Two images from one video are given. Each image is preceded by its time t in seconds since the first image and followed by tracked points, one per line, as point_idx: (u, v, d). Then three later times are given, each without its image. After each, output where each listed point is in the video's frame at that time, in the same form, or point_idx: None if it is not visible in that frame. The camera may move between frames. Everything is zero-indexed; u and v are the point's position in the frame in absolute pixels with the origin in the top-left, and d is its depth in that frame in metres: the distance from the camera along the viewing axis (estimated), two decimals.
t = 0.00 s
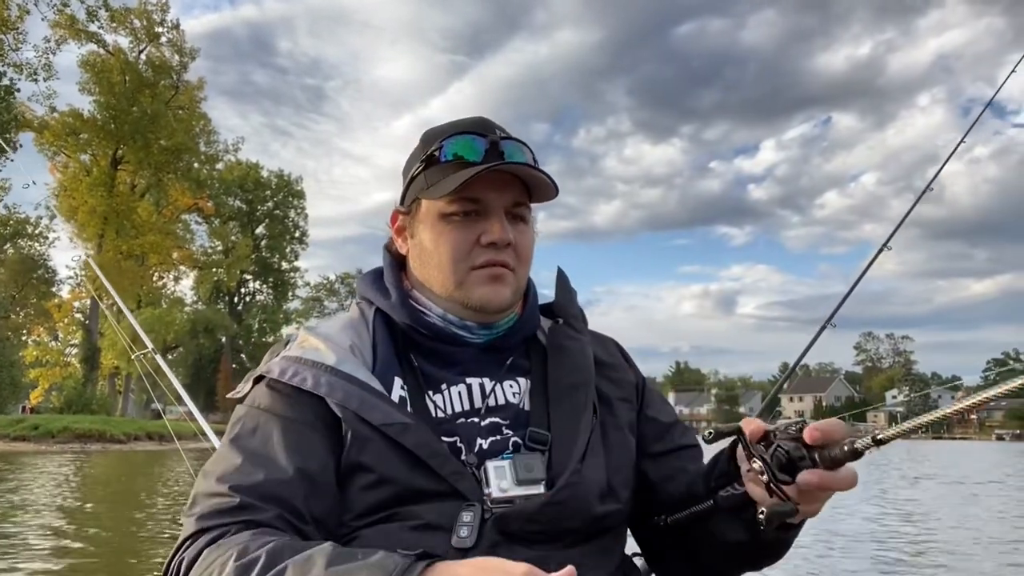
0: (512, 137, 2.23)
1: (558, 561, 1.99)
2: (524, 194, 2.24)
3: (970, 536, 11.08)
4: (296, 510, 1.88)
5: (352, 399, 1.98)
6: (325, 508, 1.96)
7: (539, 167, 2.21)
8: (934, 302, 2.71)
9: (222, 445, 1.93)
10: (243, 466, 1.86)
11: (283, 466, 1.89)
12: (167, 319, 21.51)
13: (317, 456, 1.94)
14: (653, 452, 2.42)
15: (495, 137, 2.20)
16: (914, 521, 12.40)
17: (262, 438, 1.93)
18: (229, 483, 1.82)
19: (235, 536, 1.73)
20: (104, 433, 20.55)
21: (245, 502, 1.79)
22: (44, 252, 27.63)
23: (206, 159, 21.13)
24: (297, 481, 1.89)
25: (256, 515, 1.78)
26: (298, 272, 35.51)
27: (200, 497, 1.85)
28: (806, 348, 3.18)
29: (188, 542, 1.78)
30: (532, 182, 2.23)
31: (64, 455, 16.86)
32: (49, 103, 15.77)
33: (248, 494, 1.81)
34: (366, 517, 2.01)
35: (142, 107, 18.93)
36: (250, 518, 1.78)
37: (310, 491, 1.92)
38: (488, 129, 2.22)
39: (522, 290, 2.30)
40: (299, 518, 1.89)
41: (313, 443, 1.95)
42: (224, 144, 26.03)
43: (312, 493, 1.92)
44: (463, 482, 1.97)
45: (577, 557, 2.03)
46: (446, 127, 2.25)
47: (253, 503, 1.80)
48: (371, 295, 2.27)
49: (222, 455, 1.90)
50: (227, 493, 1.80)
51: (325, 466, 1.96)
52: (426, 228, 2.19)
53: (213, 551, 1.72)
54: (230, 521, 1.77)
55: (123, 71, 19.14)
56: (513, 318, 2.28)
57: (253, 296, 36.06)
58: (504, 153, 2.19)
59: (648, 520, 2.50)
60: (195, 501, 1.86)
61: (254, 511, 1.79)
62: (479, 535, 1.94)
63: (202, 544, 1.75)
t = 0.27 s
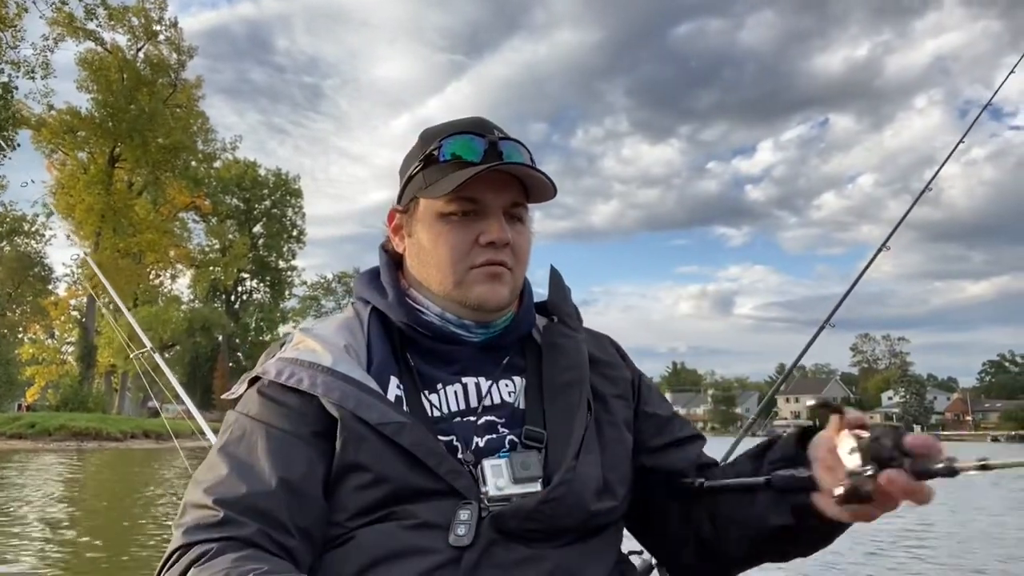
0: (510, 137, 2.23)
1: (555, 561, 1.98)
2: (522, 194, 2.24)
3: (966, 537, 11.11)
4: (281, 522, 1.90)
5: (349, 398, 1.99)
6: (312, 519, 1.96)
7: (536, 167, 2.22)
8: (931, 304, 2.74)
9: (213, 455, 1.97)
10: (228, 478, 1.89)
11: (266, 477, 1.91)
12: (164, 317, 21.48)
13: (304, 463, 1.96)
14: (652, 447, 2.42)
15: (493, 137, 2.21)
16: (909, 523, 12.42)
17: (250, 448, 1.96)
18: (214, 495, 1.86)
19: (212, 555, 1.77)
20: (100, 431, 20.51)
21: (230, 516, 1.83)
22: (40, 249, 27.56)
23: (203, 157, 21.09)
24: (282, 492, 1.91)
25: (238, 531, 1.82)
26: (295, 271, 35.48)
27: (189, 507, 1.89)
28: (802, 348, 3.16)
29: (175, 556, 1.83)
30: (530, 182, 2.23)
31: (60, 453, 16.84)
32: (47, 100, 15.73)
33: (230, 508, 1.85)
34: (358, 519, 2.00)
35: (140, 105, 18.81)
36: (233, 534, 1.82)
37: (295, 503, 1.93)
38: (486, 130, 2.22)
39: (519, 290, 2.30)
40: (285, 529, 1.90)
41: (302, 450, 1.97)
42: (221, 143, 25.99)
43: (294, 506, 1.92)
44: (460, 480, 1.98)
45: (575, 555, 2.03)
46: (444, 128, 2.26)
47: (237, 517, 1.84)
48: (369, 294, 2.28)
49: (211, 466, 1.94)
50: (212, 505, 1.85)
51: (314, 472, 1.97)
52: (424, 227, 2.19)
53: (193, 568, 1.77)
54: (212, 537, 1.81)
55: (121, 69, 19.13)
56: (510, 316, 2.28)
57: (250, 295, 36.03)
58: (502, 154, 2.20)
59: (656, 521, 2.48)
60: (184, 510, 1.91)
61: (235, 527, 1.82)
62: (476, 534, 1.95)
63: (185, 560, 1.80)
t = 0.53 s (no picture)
0: (511, 138, 2.24)
1: (551, 562, 1.99)
2: (522, 194, 2.24)
3: (960, 536, 11.16)
4: (273, 526, 1.91)
5: (343, 399, 1.99)
6: (304, 522, 1.97)
7: (536, 168, 2.23)
8: (926, 305, 2.76)
9: (208, 458, 2.00)
10: (220, 484, 1.92)
11: (258, 481, 1.93)
12: (160, 315, 21.46)
13: (294, 466, 1.97)
14: (656, 437, 2.44)
15: (494, 138, 2.22)
16: (905, 522, 12.45)
17: (242, 451, 1.97)
18: (206, 501, 1.89)
19: (205, 562, 1.81)
20: (97, 429, 20.47)
21: (222, 522, 1.86)
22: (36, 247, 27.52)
23: (200, 155, 21.08)
24: (273, 495, 1.93)
25: (230, 535, 1.85)
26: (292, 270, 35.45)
27: (184, 511, 1.93)
28: (804, 349, 3.16)
29: (169, 560, 1.87)
30: (530, 183, 2.24)
31: (57, 451, 16.82)
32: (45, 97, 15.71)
33: (222, 514, 1.87)
34: (352, 519, 2.01)
35: (137, 103, 18.71)
36: (224, 539, 1.85)
37: (286, 507, 1.94)
38: (487, 131, 2.23)
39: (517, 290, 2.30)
40: (276, 533, 1.92)
41: (293, 454, 1.98)
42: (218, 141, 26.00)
43: (287, 508, 1.94)
44: (455, 480, 1.98)
45: (572, 554, 2.03)
46: (444, 127, 2.26)
47: (229, 523, 1.87)
48: (366, 294, 2.28)
49: (205, 470, 1.96)
50: (204, 511, 1.88)
51: (306, 475, 1.98)
52: (425, 227, 2.19)
53: None
54: (204, 543, 1.84)
55: (118, 67, 19.08)
56: (508, 316, 2.28)
57: (246, 293, 36.02)
58: (504, 155, 2.20)
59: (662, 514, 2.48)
60: (180, 514, 1.94)
61: (227, 532, 1.86)
62: (471, 533, 1.95)
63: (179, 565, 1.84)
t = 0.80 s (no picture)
0: (517, 145, 2.27)
1: (550, 561, 1.99)
2: (526, 200, 2.25)
3: (954, 538, 11.20)
4: (266, 529, 1.91)
5: (341, 400, 1.99)
6: (299, 525, 1.97)
7: (542, 174, 2.24)
8: (920, 307, 2.78)
9: (202, 459, 2.00)
10: (213, 487, 1.92)
11: (252, 483, 1.93)
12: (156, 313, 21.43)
13: (289, 469, 1.97)
14: (654, 446, 2.42)
15: (501, 142, 2.24)
16: (898, 524, 12.49)
17: (237, 453, 1.98)
18: (200, 503, 1.89)
19: (199, 566, 1.81)
20: (93, 427, 20.43)
21: (215, 526, 1.86)
22: (31, 244, 27.46)
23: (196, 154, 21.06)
24: (268, 498, 1.93)
25: (224, 539, 1.85)
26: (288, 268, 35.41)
27: (177, 514, 1.93)
28: (804, 351, 3.14)
29: (162, 564, 1.88)
30: (535, 189, 2.25)
31: (52, 449, 16.80)
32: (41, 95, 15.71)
33: (216, 516, 1.87)
34: (348, 520, 2.01)
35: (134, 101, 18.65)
36: (217, 542, 1.85)
37: (281, 509, 1.94)
38: (495, 134, 2.24)
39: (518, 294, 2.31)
40: (270, 536, 1.91)
41: (288, 456, 1.98)
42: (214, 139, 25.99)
43: (281, 512, 1.94)
44: (454, 480, 1.99)
45: (571, 555, 2.04)
46: (450, 130, 2.26)
47: (222, 526, 1.87)
48: (365, 296, 2.27)
49: (200, 472, 1.97)
50: (198, 514, 1.89)
51: (300, 477, 1.98)
52: (432, 230, 2.19)
53: None
54: (197, 547, 1.85)
55: (115, 65, 18.96)
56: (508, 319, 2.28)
57: (242, 292, 35.99)
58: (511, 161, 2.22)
59: (656, 523, 2.46)
60: (174, 516, 1.95)
61: (220, 535, 1.86)
62: (469, 534, 1.95)
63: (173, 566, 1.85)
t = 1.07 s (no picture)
0: (525, 145, 2.28)
1: (552, 561, 1.99)
2: (534, 201, 2.26)
3: (948, 540, 11.25)
4: (266, 532, 1.92)
5: (343, 401, 1.98)
6: (299, 527, 1.98)
7: (550, 175, 2.25)
8: (914, 309, 2.78)
9: (203, 462, 2.00)
10: (214, 491, 1.93)
11: (252, 486, 1.93)
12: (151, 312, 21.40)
13: (289, 471, 1.97)
14: (658, 444, 2.44)
15: (509, 143, 2.25)
16: (893, 527, 12.52)
17: (237, 456, 1.98)
18: (199, 507, 1.90)
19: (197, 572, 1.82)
20: (88, 426, 20.40)
21: (214, 530, 1.87)
22: (26, 242, 27.41)
23: (192, 152, 21.01)
24: (266, 501, 1.93)
25: (223, 543, 1.86)
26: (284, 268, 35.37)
27: (177, 518, 1.94)
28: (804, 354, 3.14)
29: (162, 568, 1.89)
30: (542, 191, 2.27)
31: (47, 447, 16.78)
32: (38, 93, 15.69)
33: (215, 521, 1.88)
34: (349, 520, 2.01)
35: (130, 99, 18.61)
36: (217, 546, 1.86)
37: (280, 512, 1.94)
38: (502, 135, 2.25)
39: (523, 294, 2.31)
40: (268, 540, 1.92)
41: (288, 458, 1.98)
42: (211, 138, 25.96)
43: (281, 515, 1.94)
44: (456, 480, 1.99)
45: (574, 554, 2.04)
46: (457, 130, 2.26)
47: (221, 529, 1.88)
48: (368, 296, 2.27)
49: (200, 476, 1.97)
50: (197, 518, 1.90)
51: (300, 479, 1.98)
52: (441, 229, 2.18)
53: None
54: (197, 551, 1.86)
55: (111, 63, 18.84)
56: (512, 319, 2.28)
57: (238, 290, 35.95)
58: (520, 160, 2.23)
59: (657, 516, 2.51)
60: (174, 520, 1.96)
61: (220, 539, 1.87)
62: (472, 534, 1.96)
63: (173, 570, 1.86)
